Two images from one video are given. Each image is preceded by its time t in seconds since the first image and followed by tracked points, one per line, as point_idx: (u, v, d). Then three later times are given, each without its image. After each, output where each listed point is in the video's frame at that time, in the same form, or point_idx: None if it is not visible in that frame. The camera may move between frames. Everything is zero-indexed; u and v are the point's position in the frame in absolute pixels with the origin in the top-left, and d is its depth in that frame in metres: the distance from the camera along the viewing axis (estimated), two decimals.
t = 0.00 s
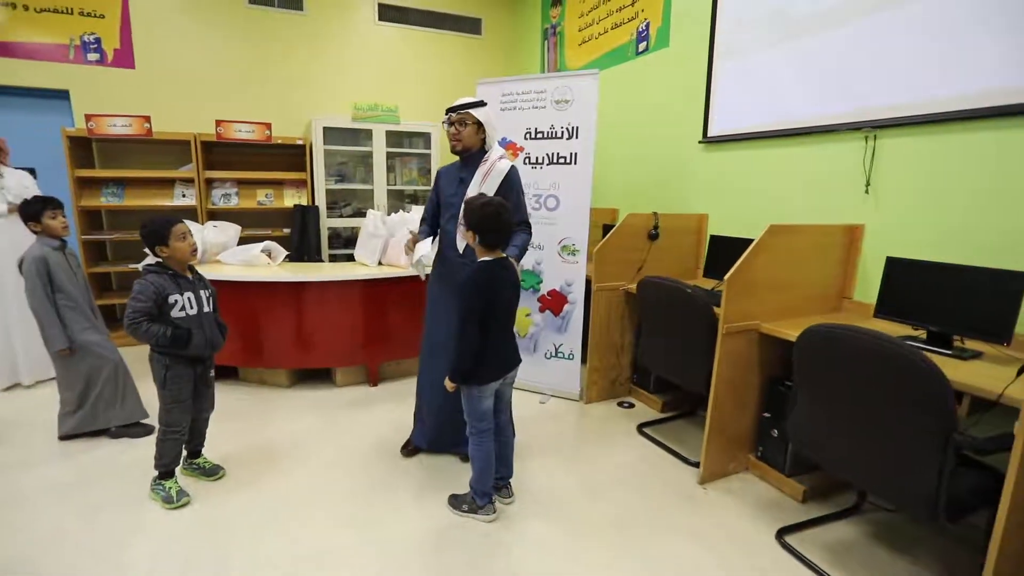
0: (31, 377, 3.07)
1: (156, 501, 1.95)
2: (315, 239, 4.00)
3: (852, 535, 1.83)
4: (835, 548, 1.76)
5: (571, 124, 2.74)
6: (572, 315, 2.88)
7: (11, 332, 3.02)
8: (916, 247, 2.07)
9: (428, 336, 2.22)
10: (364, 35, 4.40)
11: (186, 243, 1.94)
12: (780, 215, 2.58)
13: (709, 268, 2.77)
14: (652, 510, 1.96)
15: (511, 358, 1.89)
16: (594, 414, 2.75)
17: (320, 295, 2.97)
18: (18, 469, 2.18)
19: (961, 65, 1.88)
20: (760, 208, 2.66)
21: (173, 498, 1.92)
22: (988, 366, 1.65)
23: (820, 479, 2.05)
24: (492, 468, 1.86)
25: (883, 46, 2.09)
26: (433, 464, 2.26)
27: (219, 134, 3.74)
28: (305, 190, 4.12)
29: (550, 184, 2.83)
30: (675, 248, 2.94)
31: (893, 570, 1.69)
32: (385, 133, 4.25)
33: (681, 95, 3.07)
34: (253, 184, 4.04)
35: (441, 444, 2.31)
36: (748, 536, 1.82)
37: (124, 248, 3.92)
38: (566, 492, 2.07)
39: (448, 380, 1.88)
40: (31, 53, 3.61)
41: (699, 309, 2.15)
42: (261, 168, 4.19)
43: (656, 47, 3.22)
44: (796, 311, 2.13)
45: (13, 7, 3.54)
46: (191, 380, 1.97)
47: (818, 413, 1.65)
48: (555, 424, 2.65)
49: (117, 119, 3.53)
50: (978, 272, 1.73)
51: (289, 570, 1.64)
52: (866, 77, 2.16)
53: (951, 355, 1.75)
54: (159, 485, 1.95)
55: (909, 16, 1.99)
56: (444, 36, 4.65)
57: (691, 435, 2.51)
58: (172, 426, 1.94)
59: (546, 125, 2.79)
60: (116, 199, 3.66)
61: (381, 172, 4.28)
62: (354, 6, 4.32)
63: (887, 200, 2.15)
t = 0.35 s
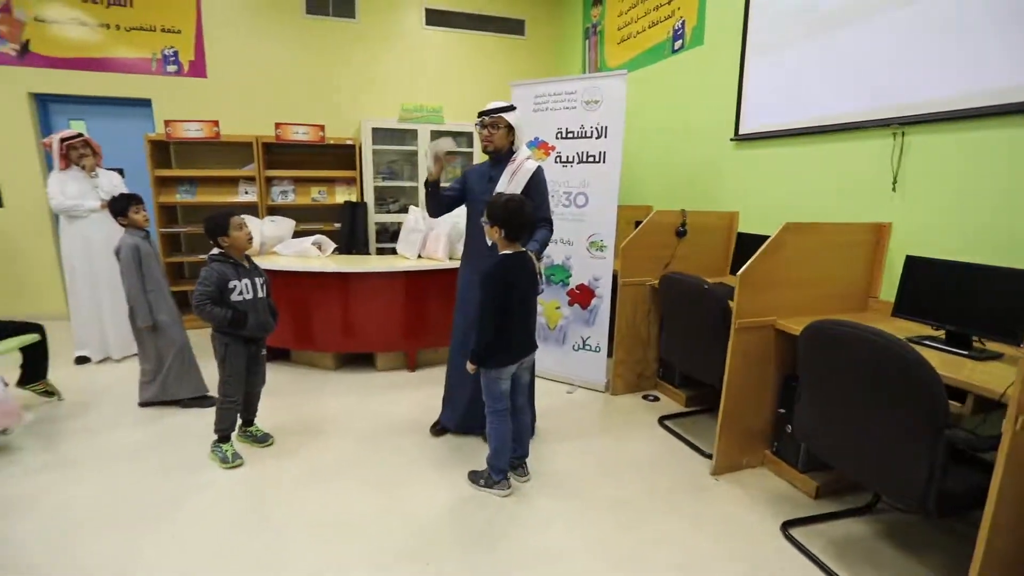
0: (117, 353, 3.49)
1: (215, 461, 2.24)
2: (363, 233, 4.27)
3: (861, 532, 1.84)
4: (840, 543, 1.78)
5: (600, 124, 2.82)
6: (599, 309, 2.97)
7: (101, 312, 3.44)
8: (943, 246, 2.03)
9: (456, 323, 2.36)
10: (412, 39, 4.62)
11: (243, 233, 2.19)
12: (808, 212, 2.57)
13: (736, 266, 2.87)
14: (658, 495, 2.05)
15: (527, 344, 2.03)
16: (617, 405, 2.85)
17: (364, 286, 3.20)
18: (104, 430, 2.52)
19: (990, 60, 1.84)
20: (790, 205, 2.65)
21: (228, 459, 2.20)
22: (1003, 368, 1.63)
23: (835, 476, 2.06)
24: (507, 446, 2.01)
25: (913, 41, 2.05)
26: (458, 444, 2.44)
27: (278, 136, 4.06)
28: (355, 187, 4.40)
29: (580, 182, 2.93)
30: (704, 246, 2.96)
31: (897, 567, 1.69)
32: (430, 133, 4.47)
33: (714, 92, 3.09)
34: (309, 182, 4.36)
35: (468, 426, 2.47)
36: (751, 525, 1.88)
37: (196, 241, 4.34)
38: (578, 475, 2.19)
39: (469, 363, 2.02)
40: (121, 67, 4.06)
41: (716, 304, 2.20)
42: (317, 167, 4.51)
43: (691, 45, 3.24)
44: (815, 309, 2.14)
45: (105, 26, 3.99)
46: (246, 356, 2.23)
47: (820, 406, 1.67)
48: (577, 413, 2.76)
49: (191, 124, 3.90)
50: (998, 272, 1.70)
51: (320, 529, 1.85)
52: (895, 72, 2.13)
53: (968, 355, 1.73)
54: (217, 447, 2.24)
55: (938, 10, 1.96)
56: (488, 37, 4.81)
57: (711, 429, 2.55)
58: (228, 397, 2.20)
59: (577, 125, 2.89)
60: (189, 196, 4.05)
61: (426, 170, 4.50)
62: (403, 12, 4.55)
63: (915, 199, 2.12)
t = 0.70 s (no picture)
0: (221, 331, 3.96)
1: (298, 430, 2.52)
2: (437, 228, 4.52)
3: (918, 548, 1.77)
4: (892, 556, 1.72)
5: (665, 123, 2.84)
6: (659, 307, 2.99)
7: (208, 297, 3.89)
8: None
9: (515, 317, 2.50)
10: (488, 41, 4.79)
11: (329, 228, 2.45)
12: (884, 213, 2.44)
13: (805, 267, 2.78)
14: (702, 492, 2.08)
15: (579, 337, 2.12)
16: (673, 402, 2.86)
17: (435, 278, 3.42)
18: (209, 397, 2.91)
19: None
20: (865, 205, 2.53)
21: (308, 428, 2.48)
22: None
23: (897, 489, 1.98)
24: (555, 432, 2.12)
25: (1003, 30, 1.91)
26: (513, 429, 2.57)
27: (362, 137, 4.38)
28: (430, 184, 4.65)
29: (643, 181, 2.96)
30: (772, 246, 2.90)
31: None
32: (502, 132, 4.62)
33: (789, 87, 2.99)
34: (389, 180, 4.66)
35: (524, 413, 2.61)
36: (796, 529, 1.87)
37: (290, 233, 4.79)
38: (624, 467, 2.25)
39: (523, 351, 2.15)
40: (231, 77, 4.56)
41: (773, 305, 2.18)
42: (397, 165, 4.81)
43: (766, 39, 3.15)
44: (882, 313, 2.05)
45: (218, 42, 4.49)
46: (326, 336, 2.49)
47: (871, 412, 1.64)
48: (631, 408, 2.82)
49: (286, 127, 4.31)
50: None
51: (381, 496, 2.05)
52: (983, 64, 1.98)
53: None
54: (300, 417, 2.52)
55: None
56: (562, 36, 4.88)
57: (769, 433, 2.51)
58: (311, 373, 2.49)
59: (641, 124, 2.92)
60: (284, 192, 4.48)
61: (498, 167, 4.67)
62: (480, 16, 4.73)
63: (1002, 200, 1.97)
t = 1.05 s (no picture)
0: (298, 317, 4.35)
1: (362, 408, 2.79)
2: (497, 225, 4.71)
3: (956, 553, 1.76)
4: (926, 559, 1.74)
5: (717, 124, 2.87)
6: (707, 306, 3.03)
7: (288, 287, 4.28)
8: None
9: (565, 308, 2.64)
10: (549, 43, 4.91)
11: (396, 224, 2.69)
12: (945, 214, 2.37)
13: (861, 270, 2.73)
14: (737, 485, 2.14)
15: (623, 331, 2.23)
16: (719, 400, 2.90)
17: (492, 273, 3.60)
18: (287, 376, 3.24)
19: None
20: (926, 206, 2.46)
21: (372, 407, 2.74)
22: None
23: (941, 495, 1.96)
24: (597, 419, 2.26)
25: None
26: (559, 417, 2.72)
27: (428, 139, 4.65)
28: (491, 183, 4.84)
29: (694, 181, 3.00)
30: (826, 248, 2.86)
31: None
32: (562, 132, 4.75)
33: (851, 84, 2.92)
34: (452, 179, 4.90)
35: (571, 401, 2.75)
36: (828, 526, 1.90)
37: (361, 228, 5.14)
38: (662, 457, 2.35)
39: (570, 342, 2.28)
40: (311, 85, 4.96)
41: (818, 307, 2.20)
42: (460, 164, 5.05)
43: (829, 35, 3.09)
44: (932, 318, 2.03)
45: (300, 53, 4.90)
46: (389, 324, 2.73)
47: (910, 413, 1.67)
48: (676, 403, 2.89)
49: (359, 131, 4.64)
50: None
51: (431, 470, 2.26)
52: None
53: None
54: (365, 397, 2.79)
55: None
56: (623, 36, 4.92)
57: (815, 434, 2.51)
58: (376, 357, 2.75)
59: (694, 126, 2.97)
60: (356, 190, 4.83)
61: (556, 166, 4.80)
62: (542, 19, 4.86)
63: None
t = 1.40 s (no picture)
0: (366, 306, 4.64)
1: (422, 392, 2.99)
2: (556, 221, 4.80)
3: (1011, 567, 1.71)
4: (977, 570, 1.70)
5: (777, 122, 2.83)
6: (762, 306, 3.00)
7: (357, 278, 4.58)
8: None
9: (615, 303, 2.71)
10: (611, 41, 4.94)
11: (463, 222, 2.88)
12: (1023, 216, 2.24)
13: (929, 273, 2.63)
14: (783, 484, 2.15)
15: (673, 329, 2.29)
16: (771, 401, 2.88)
17: (548, 268, 3.72)
18: (355, 360, 3.51)
19: None
20: (1002, 208, 2.34)
21: (431, 391, 2.95)
22: None
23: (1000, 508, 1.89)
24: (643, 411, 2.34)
25: None
26: (609, 409, 2.80)
27: (490, 138, 4.81)
28: (551, 181, 4.93)
29: (752, 180, 2.98)
30: (891, 250, 2.77)
31: None
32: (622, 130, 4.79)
33: (925, 79, 2.79)
34: (513, 176, 5.04)
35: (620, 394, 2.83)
36: (873, 529, 1.89)
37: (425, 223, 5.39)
38: (707, 453, 2.39)
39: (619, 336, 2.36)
40: (382, 87, 5.25)
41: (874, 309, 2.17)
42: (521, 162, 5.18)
43: (905, 26, 2.95)
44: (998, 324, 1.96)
45: (372, 58, 5.19)
46: (446, 313, 2.94)
47: (966, 419, 1.65)
48: (727, 401, 2.89)
49: (425, 130, 4.88)
50: None
51: (484, 451, 2.42)
52: None
53: None
54: (425, 382, 3.00)
55: None
56: (688, 31, 4.86)
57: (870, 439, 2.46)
58: (434, 345, 2.95)
59: (753, 124, 2.94)
60: (421, 187, 5.08)
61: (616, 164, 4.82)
62: (604, 17, 4.89)
63: None
